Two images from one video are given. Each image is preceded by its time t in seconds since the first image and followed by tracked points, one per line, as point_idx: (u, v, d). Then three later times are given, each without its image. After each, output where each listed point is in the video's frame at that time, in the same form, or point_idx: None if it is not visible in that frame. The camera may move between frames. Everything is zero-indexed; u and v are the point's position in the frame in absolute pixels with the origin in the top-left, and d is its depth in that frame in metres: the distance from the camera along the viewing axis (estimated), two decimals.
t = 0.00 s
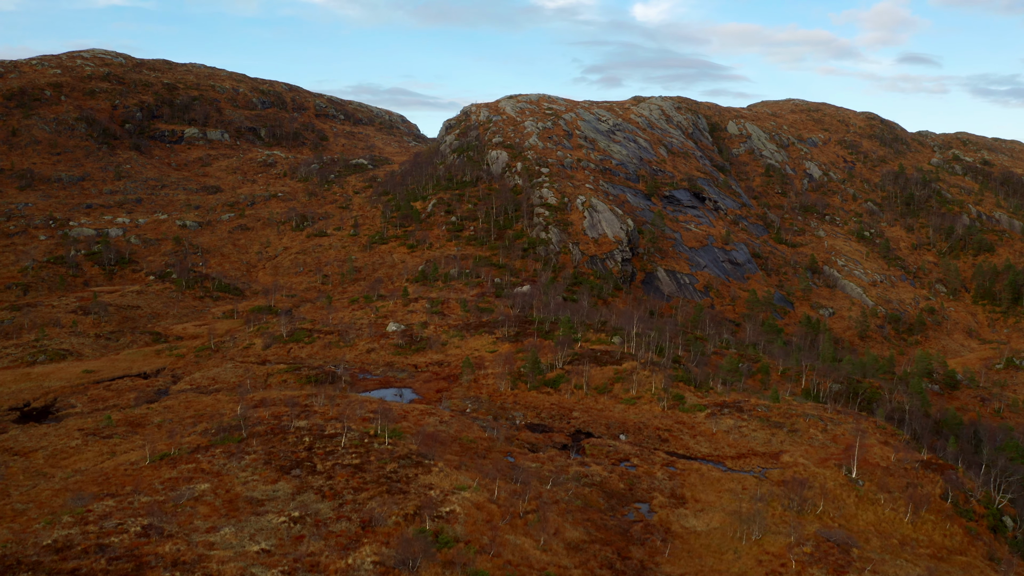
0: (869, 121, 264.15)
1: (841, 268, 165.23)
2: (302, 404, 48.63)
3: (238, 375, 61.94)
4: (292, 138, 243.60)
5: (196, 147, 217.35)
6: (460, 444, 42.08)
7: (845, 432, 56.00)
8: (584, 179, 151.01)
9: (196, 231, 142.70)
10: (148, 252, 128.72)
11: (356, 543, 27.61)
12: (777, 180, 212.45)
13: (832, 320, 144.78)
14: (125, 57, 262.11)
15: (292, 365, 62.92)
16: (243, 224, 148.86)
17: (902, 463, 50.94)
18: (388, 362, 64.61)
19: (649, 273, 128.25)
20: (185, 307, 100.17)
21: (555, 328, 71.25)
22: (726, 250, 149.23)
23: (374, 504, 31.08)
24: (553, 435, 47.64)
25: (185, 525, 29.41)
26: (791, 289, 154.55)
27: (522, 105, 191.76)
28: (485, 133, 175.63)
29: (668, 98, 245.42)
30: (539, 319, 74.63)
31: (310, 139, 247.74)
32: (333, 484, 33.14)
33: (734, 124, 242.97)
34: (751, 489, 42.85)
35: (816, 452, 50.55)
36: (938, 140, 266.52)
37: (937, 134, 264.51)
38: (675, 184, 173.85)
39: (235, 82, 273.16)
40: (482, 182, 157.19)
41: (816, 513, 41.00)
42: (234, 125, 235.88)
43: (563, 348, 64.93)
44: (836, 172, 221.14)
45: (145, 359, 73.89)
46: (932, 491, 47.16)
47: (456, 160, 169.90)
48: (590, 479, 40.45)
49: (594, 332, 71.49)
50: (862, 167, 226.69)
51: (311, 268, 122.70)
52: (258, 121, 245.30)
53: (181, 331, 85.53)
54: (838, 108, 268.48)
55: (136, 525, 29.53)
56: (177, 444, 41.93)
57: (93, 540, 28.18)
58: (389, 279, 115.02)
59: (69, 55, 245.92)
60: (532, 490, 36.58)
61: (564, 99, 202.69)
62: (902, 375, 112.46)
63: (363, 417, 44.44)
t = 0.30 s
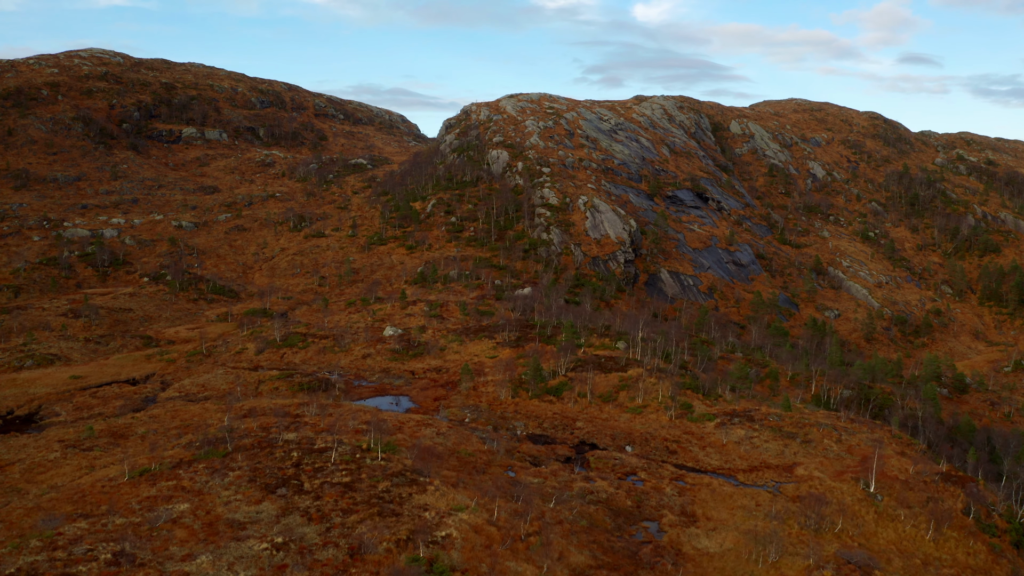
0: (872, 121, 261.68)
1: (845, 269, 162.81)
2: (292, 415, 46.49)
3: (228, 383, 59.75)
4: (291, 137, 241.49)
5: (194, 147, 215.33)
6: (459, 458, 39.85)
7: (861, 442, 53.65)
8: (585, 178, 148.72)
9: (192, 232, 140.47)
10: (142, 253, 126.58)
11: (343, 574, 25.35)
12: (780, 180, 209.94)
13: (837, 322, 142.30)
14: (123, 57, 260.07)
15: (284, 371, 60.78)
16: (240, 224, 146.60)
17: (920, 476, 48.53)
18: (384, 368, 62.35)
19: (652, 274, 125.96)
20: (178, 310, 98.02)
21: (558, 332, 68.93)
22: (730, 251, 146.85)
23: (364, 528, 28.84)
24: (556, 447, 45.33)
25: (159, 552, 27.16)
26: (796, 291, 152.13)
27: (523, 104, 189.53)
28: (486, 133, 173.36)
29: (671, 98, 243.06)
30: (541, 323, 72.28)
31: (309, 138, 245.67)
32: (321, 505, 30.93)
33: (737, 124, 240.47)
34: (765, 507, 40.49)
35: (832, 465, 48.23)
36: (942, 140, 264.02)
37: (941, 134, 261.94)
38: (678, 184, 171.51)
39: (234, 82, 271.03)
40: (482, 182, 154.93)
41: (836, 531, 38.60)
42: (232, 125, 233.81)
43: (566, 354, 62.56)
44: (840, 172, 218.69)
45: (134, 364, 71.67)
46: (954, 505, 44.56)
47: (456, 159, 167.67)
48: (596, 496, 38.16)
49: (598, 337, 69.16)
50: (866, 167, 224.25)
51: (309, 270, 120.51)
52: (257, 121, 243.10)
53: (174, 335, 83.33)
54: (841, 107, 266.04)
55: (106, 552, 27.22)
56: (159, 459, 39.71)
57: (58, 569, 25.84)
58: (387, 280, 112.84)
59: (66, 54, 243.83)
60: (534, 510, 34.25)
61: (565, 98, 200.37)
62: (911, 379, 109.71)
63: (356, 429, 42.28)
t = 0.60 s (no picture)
0: (875, 120, 259.15)
1: (850, 270, 160.28)
2: (282, 427, 44.38)
3: (218, 391, 57.50)
4: (290, 137, 239.43)
5: (191, 146, 213.38)
6: (456, 474, 37.61)
7: (877, 454, 51.27)
8: (587, 178, 146.48)
9: (187, 233, 138.24)
10: (137, 255, 124.40)
11: None
12: (784, 180, 207.43)
13: (843, 324, 139.81)
14: (121, 56, 258.13)
15: (276, 378, 58.60)
16: (237, 225, 144.40)
17: (941, 490, 45.99)
18: (379, 375, 60.07)
19: (655, 276, 123.69)
20: (171, 313, 95.87)
21: (560, 337, 66.66)
22: (734, 252, 144.42)
23: (353, 557, 26.49)
24: (559, 461, 43.07)
25: None
26: (800, 292, 149.66)
27: (524, 103, 187.29)
28: (486, 132, 171.11)
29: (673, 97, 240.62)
30: (543, 328, 70.01)
31: (308, 138, 243.69)
32: (306, 531, 28.60)
33: (740, 123, 238.12)
34: (782, 526, 37.99)
35: (848, 479, 45.85)
36: (946, 140, 261.43)
37: (945, 133, 259.37)
38: (680, 184, 169.15)
39: (233, 81, 269.00)
40: (482, 182, 152.66)
41: (858, 552, 36.10)
42: (230, 124, 231.80)
43: (569, 360, 60.12)
44: (843, 172, 216.21)
45: (122, 370, 69.41)
46: (977, 521, 41.99)
47: (456, 159, 165.46)
48: (601, 515, 35.84)
49: (601, 342, 66.91)
50: (869, 167, 221.76)
51: (305, 271, 118.36)
52: (255, 120, 240.94)
53: (165, 340, 81.06)
54: (844, 107, 263.49)
55: None
56: (138, 476, 37.41)
57: None
58: (385, 282, 110.70)
59: (64, 54, 241.82)
60: (535, 532, 31.86)
61: (567, 98, 198.15)
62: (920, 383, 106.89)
63: (347, 442, 40.08)
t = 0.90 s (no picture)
0: (879, 120, 256.65)
1: (856, 271, 157.81)
2: (270, 440, 42.24)
3: (206, 399, 55.28)
4: (289, 137, 237.23)
5: (189, 146, 211.38)
6: (453, 492, 35.42)
7: (894, 466, 48.90)
8: (589, 178, 144.27)
9: (183, 234, 136.12)
10: (131, 256, 122.19)
11: None
12: (787, 180, 205.00)
13: (849, 326, 137.34)
14: (120, 55, 256.26)
15: (267, 386, 56.46)
16: (233, 226, 142.31)
17: (964, 504, 43.53)
18: (375, 382, 57.85)
19: (658, 277, 121.39)
20: (164, 316, 93.71)
21: (563, 342, 64.33)
22: (738, 253, 142.03)
23: None
24: (562, 475, 40.82)
25: None
26: (805, 294, 147.28)
27: (525, 102, 185.09)
28: (487, 131, 168.88)
29: (675, 96, 238.34)
30: (545, 332, 67.69)
31: (307, 138, 241.65)
32: (291, 559, 26.30)
33: (743, 123, 235.80)
34: (799, 546, 35.62)
35: (866, 494, 43.51)
36: (949, 139, 258.86)
37: (948, 133, 256.81)
38: (683, 184, 166.92)
39: (231, 81, 267.05)
40: (483, 182, 150.47)
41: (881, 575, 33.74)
42: (229, 124, 229.86)
43: (572, 366, 57.87)
44: (847, 172, 213.74)
45: (110, 376, 67.17)
46: (1004, 540, 39.55)
47: (456, 158, 163.33)
48: (608, 536, 33.51)
49: (605, 347, 64.60)
50: (873, 167, 219.24)
51: (302, 273, 116.25)
52: (254, 120, 238.87)
53: (157, 344, 78.93)
54: (847, 106, 260.95)
55: None
56: (116, 493, 35.10)
57: None
58: (383, 284, 108.54)
59: (62, 53, 239.99)
60: (538, 557, 29.50)
61: (568, 96, 195.96)
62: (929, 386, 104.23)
63: (338, 457, 37.89)
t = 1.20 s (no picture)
0: (882, 119, 254.14)
1: (861, 272, 155.31)
2: (257, 453, 40.17)
3: (194, 408, 53.00)
4: (287, 136, 235.14)
5: (187, 146, 209.27)
6: (449, 512, 33.18)
7: (913, 479, 46.49)
8: (591, 178, 142.02)
9: (178, 235, 133.92)
10: (125, 257, 120.06)
11: None
12: (791, 179, 202.54)
13: (855, 328, 134.81)
14: (117, 54, 254.14)
15: (257, 393, 54.30)
16: (229, 226, 140.17)
17: (990, 521, 41.06)
18: (369, 390, 55.59)
19: (662, 279, 119.04)
20: (156, 319, 91.54)
21: (565, 348, 62.07)
22: (742, 254, 139.63)
23: None
24: (565, 491, 38.56)
25: None
26: (810, 295, 144.83)
27: (526, 101, 182.92)
28: (487, 130, 166.64)
29: (677, 95, 236.03)
30: (547, 337, 65.38)
31: (306, 137, 239.49)
32: None
33: (746, 122, 233.40)
34: (820, 569, 33.22)
35: (886, 511, 41.12)
36: (953, 139, 256.30)
37: (952, 133, 254.22)
38: (686, 183, 164.58)
39: (230, 80, 264.97)
40: (483, 181, 148.24)
41: None
42: (227, 124, 227.73)
43: (575, 374, 55.55)
44: (851, 171, 211.22)
45: (98, 383, 64.90)
46: None
47: (456, 158, 161.15)
48: (615, 559, 31.15)
49: (609, 353, 62.38)
50: (877, 167, 216.70)
51: (298, 274, 114.03)
52: (252, 119, 236.72)
53: (147, 349, 76.69)
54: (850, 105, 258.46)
55: None
56: (90, 513, 32.76)
57: None
58: (381, 286, 106.31)
59: (59, 52, 237.98)
60: None
61: (569, 95, 193.80)
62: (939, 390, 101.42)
63: (328, 474, 35.66)
